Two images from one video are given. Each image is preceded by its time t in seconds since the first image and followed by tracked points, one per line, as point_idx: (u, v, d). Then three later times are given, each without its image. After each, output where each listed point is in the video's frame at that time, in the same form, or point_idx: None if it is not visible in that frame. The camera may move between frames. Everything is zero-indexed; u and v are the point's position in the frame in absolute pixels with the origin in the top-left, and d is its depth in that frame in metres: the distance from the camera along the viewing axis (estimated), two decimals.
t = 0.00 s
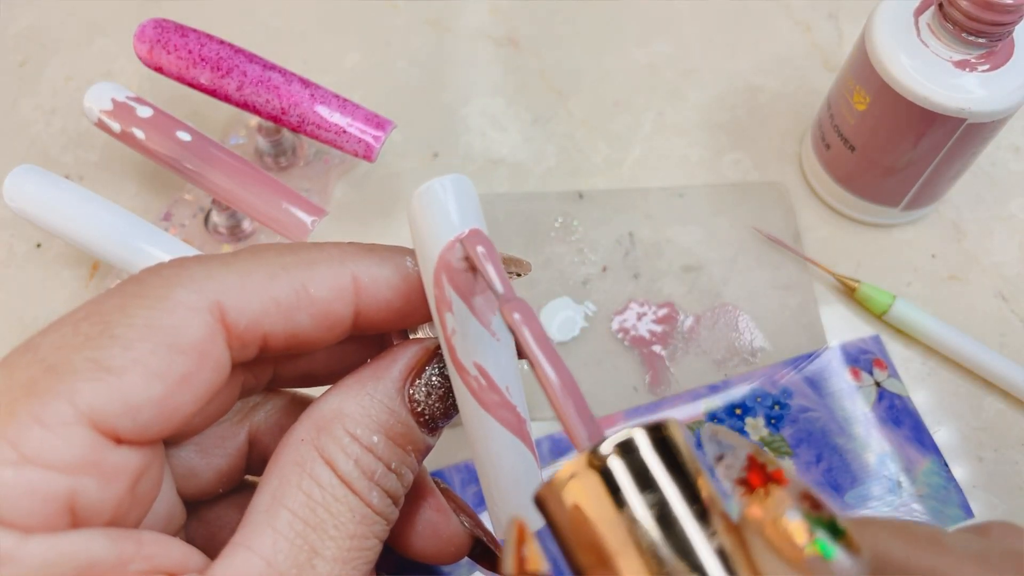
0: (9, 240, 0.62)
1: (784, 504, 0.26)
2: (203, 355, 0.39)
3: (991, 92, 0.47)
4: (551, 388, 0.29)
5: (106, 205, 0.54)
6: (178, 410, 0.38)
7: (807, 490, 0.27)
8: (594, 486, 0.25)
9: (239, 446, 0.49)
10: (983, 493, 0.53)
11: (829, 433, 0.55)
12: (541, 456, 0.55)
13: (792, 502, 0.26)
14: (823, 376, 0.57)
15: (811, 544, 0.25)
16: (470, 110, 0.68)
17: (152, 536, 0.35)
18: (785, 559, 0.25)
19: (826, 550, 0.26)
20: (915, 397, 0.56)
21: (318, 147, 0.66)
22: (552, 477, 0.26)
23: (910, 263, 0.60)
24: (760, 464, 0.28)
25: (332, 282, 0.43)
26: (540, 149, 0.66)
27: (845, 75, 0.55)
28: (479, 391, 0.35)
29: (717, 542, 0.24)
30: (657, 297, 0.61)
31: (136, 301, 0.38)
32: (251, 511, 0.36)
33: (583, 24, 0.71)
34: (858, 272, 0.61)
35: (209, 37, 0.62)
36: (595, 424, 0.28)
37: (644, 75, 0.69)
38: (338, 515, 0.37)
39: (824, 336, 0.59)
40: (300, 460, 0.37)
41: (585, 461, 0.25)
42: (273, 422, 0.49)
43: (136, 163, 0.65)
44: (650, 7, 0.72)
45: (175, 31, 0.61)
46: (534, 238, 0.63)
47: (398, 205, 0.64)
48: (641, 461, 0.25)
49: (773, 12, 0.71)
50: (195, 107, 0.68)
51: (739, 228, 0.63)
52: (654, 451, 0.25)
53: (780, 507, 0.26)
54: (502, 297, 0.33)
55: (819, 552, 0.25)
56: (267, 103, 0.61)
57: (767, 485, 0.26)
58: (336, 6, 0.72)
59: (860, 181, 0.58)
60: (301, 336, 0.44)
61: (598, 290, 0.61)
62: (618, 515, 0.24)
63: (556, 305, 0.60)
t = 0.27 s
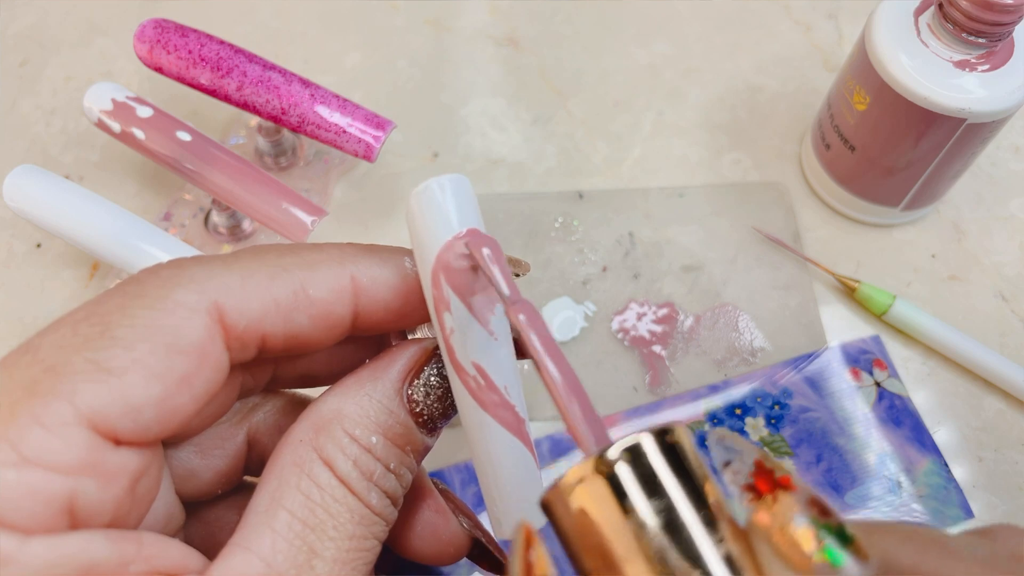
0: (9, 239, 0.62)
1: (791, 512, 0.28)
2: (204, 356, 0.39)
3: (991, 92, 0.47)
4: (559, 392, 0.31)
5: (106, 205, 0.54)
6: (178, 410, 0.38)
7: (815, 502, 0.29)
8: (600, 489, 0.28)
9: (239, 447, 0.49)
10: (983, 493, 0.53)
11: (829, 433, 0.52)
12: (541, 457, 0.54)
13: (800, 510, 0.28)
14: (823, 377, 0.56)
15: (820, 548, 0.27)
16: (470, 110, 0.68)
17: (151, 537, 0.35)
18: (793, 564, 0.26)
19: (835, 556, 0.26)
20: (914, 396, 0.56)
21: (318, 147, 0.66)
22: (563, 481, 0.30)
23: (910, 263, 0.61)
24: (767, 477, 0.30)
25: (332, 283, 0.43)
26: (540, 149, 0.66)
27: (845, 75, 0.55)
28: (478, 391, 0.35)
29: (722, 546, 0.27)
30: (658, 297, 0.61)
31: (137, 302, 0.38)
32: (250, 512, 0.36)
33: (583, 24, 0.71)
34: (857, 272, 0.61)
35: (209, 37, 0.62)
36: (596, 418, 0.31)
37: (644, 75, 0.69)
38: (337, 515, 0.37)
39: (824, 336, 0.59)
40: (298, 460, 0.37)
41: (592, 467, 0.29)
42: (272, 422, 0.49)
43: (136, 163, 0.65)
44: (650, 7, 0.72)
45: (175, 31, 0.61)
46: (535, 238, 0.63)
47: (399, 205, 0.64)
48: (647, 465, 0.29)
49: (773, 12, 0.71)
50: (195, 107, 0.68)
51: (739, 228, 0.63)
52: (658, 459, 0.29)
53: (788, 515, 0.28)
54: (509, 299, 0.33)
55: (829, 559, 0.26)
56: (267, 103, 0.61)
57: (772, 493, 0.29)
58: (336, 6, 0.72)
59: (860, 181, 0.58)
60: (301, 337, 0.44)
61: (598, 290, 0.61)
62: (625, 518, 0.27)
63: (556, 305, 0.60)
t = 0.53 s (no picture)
0: (9, 240, 0.62)
1: (862, 528, 0.29)
2: (205, 347, 0.39)
3: (991, 92, 0.47)
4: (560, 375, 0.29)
5: (106, 204, 0.54)
6: (177, 399, 0.38)
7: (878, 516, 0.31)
8: (662, 519, 0.30)
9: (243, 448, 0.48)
10: (983, 493, 0.53)
11: (829, 433, 0.55)
12: (542, 456, 0.55)
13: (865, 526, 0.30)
14: (822, 376, 0.57)
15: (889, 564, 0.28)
16: (470, 110, 0.68)
17: (154, 529, 0.35)
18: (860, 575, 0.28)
19: (897, 565, 0.28)
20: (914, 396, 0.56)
21: (318, 147, 0.66)
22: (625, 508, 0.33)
23: (910, 263, 0.61)
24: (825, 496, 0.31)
25: (331, 276, 0.42)
26: (540, 149, 0.66)
27: (845, 75, 0.55)
28: (450, 382, 0.34)
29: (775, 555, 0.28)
30: (657, 297, 0.61)
31: (138, 294, 0.38)
32: (240, 506, 0.36)
33: (583, 24, 0.71)
34: (857, 272, 0.61)
35: (209, 37, 0.62)
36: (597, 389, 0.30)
37: (644, 75, 0.69)
38: (325, 507, 0.37)
39: (824, 336, 0.59)
40: (285, 455, 0.38)
41: (653, 499, 0.32)
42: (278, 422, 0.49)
43: (136, 163, 0.65)
44: (650, 7, 0.72)
45: (175, 31, 0.61)
46: (535, 238, 0.63)
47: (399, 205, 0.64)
48: (702, 489, 0.30)
49: (772, 12, 0.71)
50: (195, 107, 0.68)
51: (739, 228, 0.63)
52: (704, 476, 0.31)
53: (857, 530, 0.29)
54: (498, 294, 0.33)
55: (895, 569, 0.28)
56: (267, 103, 0.61)
57: (832, 512, 0.30)
58: (336, 6, 0.72)
59: (860, 181, 0.58)
60: (300, 329, 0.44)
61: (598, 290, 0.61)
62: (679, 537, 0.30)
63: (556, 305, 0.60)
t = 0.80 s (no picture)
0: (9, 240, 0.62)
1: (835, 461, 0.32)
2: (211, 341, 0.39)
3: (991, 92, 0.47)
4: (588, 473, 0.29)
5: (107, 205, 0.54)
6: (187, 394, 0.38)
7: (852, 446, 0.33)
8: (614, 517, 0.26)
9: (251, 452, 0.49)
10: (983, 493, 0.53)
11: (837, 444, 0.54)
12: (546, 462, 0.55)
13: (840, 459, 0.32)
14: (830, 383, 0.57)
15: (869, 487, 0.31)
16: (470, 110, 0.68)
17: (159, 528, 0.35)
18: (804, 552, 0.26)
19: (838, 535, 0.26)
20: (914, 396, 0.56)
21: (318, 147, 0.66)
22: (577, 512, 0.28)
23: (910, 263, 0.61)
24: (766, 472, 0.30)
25: (338, 273, 0.42)
26: (540, 149, 0.66)
27: (845, 75, 0.55)
28: (431, 380, 0.34)
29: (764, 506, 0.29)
30: (658, 297, 0.61)
31: (145, 292, 0.38)
32: (238, 506, 0.36)
33: (583, 24, 0.71)
34: (857, 272, 0.61)
35: (209, 37, 0.62)
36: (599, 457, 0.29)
37: (644, 75, 0.69)
38: (321, 507, 0.37)
39: (824, 337, 0.59)
40: (281, 456, 0.38)
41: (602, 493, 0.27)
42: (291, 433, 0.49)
43: (135, 163, 0.65)
44: (650, 7, 0.72)
45: (175, 32, 0.61)
46: (535, 238, 0.63)
47: (399, 205, 0.64)
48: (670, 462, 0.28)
49: (772, 12, 0.71)
50: (195, 107, 0.68)
51: (739, 228, 0.63)
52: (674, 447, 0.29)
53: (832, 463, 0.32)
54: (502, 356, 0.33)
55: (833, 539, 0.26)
56: (267, 103, 0.61)
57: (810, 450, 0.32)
58: (335, 6, 0.72)
59: (859, 181, 0.58)
60: (307, 327, 0.44)
61: (598, 290, 0.61)
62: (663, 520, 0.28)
63: (556, 305, 0.60)
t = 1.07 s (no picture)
0: (9, 239, 0.62)
1: (799, 416, 0.32)
2: (204, 333, 0.39)
3: (991, 92, 0.47)
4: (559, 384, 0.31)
5: (104, 203, 0.54)
6: (178, 387, 0.38)
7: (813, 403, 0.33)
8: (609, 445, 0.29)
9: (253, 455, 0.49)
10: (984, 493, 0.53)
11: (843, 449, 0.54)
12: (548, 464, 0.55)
13: (802, 417, 0.32)
14: (831, 388, 0.56)
15: (828, 449, 0.31)
16: (470, 110, 0.68)
17: (150, 528, 0.35)
18: (801, 462, 0.31)
19: (840, 451, 0.31)
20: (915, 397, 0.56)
21: (318, 147, 0.66)
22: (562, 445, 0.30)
23: (910, 263, 0.61)
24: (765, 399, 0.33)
25: (330, 269, 0.43)
26: (540, 149, 0.66)
27: (845, 75, 0.55)
28: (399, 367, 0.33)
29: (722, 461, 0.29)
30: (658, 297, 0.61)
31: (137, 286, 0.38)
32: (225, 508, 0.37)
33: (583, 24, 0.71)
34: (857, 272, 0.61)
35: (209, 37, 0.62)
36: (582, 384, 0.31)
37: (644, 75, 0.69)
38: (308, 508, 0.37)
39: (823, 337, 0.59)
40: (269, 458, 0.38)
41: (592, 423, 0.29)
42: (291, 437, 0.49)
43: (135, 162, 0.65)
44: (650, 7, 0.72)
45: (175, 31, 0.61)
46: (535, 238, 0.63)
47: (399, 205, 0.64)
48: (644, 410, 0.29)
49: (772, 12, 0.71)
50: (195, 107, 0.68)
51: (740, 228, 0.63)
52: (653, 398, 0.29)
53: (795, 420, 0.32)
54: (469, 282, 0.33)
55: (835, 454, 0.31)
56: (267, 103, 0.61)
57: (773, 407, 0.32)
58: (336, 6, 0.72)
59: (859, 181, 0.58)
60: (300, 321, 0.44)
61: (598, 290, 0.61)
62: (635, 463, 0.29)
63: (556, 305, 0.60)
